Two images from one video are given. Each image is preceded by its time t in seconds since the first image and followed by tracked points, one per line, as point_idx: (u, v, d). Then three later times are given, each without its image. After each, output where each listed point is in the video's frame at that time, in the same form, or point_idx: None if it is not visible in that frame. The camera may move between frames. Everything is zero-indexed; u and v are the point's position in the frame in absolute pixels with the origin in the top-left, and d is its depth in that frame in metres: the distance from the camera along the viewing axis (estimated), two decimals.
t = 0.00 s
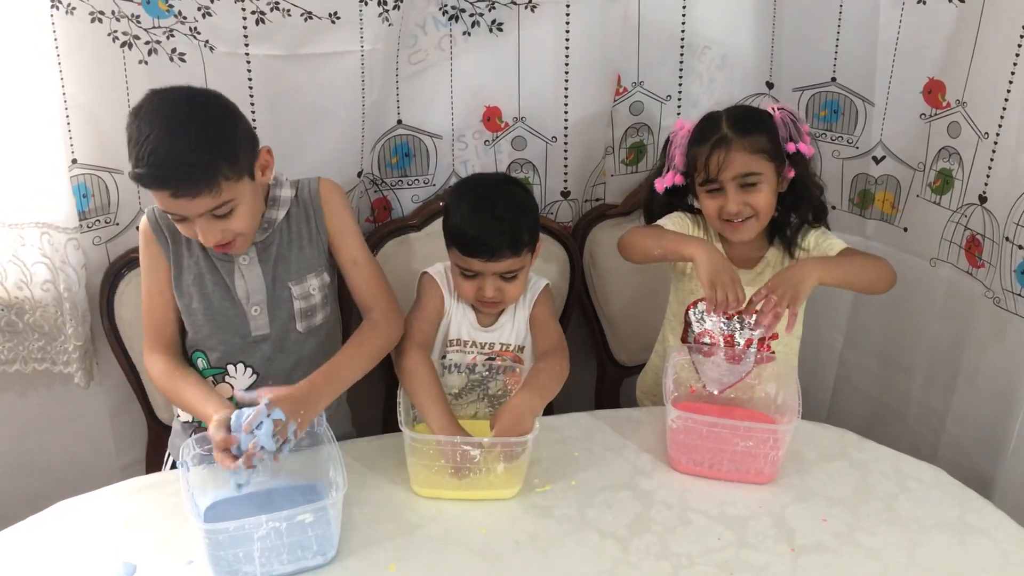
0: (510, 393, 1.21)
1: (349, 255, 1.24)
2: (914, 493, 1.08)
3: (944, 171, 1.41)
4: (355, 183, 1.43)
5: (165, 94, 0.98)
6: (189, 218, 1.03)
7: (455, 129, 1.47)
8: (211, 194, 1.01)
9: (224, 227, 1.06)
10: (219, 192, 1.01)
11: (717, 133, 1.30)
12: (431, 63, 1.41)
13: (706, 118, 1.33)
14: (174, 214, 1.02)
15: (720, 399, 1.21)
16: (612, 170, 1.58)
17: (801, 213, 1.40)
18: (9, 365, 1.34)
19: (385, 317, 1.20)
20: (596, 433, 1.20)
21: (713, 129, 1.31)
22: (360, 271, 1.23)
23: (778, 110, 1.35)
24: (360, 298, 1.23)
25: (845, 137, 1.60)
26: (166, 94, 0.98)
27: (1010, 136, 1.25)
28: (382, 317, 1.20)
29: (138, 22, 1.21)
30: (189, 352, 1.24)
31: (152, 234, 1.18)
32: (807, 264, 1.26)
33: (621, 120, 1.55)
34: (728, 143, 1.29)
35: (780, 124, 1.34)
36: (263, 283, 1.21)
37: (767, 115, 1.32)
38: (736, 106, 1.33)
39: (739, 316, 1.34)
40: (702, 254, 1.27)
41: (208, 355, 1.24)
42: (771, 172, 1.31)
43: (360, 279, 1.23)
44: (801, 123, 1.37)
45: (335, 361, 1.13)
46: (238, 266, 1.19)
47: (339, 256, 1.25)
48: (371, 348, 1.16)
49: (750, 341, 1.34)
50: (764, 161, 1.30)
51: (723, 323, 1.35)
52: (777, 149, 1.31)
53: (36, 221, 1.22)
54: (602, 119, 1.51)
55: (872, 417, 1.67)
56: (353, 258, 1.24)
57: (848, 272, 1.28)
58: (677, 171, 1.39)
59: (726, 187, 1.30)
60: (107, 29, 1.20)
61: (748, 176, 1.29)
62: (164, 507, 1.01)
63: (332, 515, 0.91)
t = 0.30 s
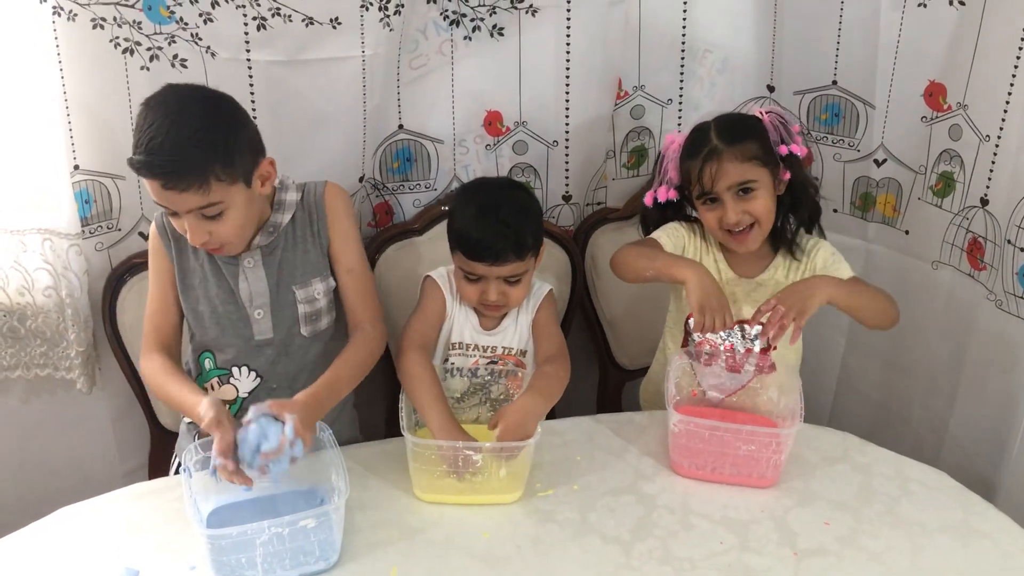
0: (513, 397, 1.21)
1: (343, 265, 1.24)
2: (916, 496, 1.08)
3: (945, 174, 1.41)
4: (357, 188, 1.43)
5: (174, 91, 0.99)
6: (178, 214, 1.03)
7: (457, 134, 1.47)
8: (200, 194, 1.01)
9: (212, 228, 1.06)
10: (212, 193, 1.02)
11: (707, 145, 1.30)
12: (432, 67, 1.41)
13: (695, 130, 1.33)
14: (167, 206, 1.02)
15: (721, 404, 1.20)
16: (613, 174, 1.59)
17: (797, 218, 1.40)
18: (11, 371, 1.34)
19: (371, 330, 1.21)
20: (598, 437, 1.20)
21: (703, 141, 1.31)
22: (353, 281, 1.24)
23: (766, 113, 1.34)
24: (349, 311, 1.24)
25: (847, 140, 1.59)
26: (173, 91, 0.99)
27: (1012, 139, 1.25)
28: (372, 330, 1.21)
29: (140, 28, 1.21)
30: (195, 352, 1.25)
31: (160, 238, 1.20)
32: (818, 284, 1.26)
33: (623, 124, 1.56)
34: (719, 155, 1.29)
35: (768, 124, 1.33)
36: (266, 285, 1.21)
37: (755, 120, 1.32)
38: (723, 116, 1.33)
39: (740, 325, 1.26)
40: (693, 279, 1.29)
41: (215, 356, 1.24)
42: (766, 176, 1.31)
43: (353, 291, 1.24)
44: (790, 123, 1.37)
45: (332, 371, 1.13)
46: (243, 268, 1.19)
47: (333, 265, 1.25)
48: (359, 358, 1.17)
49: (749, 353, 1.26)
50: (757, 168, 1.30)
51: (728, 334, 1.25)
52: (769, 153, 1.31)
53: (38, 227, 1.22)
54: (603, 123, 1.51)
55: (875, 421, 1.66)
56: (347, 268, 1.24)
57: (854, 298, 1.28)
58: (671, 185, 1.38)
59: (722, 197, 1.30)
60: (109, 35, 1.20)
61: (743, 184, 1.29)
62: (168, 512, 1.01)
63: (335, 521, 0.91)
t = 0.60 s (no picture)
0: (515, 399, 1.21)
1: (336, 272, 1.25)
2: (919, 497, 1.08)
3: (947, 175, 1.40)
4: (359, 190, 1.44)
5: (196, 97, 0.99)
6: (201, 221, 1.03)
7: (458, 136, 1.48)
8: (232, 202, 1.02)
9: (236, 234, 1.07)
10: (238, 200, 1.02)
11: (708, 152, 1.30)
12: (433, 70, 1.42)
13: (693, 138, 1.33)
14: (188, 215, 1.02)
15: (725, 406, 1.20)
16: (615, 176, 1.60)
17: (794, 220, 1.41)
18: (14, 374, 1.34)
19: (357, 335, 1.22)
20: (600, 439, 1.20)
21: (703, 149, 1.31)
22: (345, 288, 1.25)
23: (762, 115, 1.34)
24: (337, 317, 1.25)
25: (849, 141, 1.59)
26: (194, 97, 0.99)
27: (1014, 140, 1.24)
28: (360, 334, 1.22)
29: (141, 32, 1.21)
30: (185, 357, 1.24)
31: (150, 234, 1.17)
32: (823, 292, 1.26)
33: (625, 126, 1.57)
34: (720, 162, 1.29)
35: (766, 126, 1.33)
36: (263, 286, 1.21)
37: (752, 123, 1.32)
38: (719, 121, 1.32)
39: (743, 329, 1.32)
40: (688, 267, 1.31)
41: (205, 360, 1.24)
42: (768, 180, 1.31)
43: (343, 298, 1.25)
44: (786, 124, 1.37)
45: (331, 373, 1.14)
46: (239, 270, 1.19)
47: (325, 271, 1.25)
48: (348, 361, 1.17)
49: (750, 356, 1.24)
50: (760, 172, 1.30)
51: (728, 336, 1.31)
52: (770, 156, 1.31)
53: (40, 230, 1.22)
54: (605, 124, 1.51)
55: (879, 423, 1.66)
56: (340, 275, 1.25)
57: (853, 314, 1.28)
58: (671, 194, 1.38)
59: (726, 205, 1.30)
60: (110, 39, 1.20)
61: (747, 190, 1.29)
62: (168, 515, 1.01)
63: (337, 523, 0.91)
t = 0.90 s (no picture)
0: (514, 399, 1.21)
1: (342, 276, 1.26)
2: (921, 497, 1.08)
3: (949, 174, 1.40)
4: (360, 191, 1.44)
5: (217, 108, 1.00)
6: (228, 230, 1.04)
7: (458, 137, 1.48)
8: (260, 210, 1.02)
9: (260, 237, 1.07)
10: (267, 209, 1.03)
11: (715, 150, 1.30)
12: (434, 70, 1.42)
13: (699, 135, 1.32)
14: (214, 227, 1.03)
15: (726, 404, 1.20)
16: (616, 176, 1.59)
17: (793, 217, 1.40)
18: (14, 376, 1.34)
19: (360, 337, 1.23)
20: (602, 440, 1.19)
21: (710, 146, 1.30)
22: (352, 293, 1.26)
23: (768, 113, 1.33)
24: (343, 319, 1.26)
25: (850, 141, 1.59)
26: (218, 108, 0.99)
27: (1016, 139, 1.24)
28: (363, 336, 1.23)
29: (141, 33, 1.21)
30: (188, 360, 1.23)
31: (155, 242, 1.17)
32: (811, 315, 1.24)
33: (625, 126, 1.57)
34: (728, 159, 1.29)
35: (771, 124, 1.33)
36: (269, 289, 1.21)
37: (757, 120, 1.31)
38: (724, 118, 1.32)
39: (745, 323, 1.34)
40: (697, 256, 1.28)
41: (210, 364, 1.23)
42: (774, 177, 1.30)
43: (348, 301, 1.26)
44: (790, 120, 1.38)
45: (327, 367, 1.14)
46: (246, 273, 1.20)
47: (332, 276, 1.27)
48: (350, 361, 1.18)
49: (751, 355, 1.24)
50: (766, 170, 1.29)
51: (727, 327, 1.34)
52: (776, 153, 1.31)
53: (40, 233, 1.22)
54: (606, 125, 1.51)
55: (880, 423, 1.66)
56: (346, 281, 1.26)
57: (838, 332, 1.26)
58: (676, 189, 1.39)
59: (733, 203, 1.29)
60: (110, 40, 1.20)
61: (754, 187, 1.28)
62: (169, 516, 1.01)
63: (338, 526, 0.91)
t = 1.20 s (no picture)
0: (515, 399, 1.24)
1: (343, 269, 1.26)
2: (922, 498, 1.08)
3: (949, 174, 1.40)
4: (360, 192, 1.43)
5: (183, 107, 0.99)
6: (207, 228, 1.04)
7: (459, 137, 1.48)
8: (235, 206, 1.03)
9: (240, 233, 1.08)
10: (241, 204, 1.04)
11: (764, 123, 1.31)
12: (433, 71, 1.42)
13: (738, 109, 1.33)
14: (191, 225, 1.03)
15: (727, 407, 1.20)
16: (615, 176, 1.60)
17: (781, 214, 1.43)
18: (15, 377, 1.34)
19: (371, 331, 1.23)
20: (602, 441, 1.19)
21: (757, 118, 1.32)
22: (352, 285, 1.26)
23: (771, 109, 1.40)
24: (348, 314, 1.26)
25: (850, 141, 1.59)
26: (185, 110, 0.99)
27: (1016, 140, 1.24)
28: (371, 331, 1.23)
29: (141, 34, 1.21)
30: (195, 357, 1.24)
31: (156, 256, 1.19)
32: (790, 352, 1.22)
33: (625, 126, 1.58)
34: (775, 133, 1.32)
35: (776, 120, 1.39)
36: (267, 289, 1.21)
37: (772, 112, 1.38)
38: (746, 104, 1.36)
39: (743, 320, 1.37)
40: (704, 316, 1.25)
41: (215, 360, 1.23)
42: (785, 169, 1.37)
43: (354, 294, 1.26)
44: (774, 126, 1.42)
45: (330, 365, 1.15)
46: (242, 274, 1.19)
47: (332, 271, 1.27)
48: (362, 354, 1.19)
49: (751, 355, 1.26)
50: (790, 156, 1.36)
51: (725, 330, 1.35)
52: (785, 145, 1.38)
53: (40, 234, 1.22)
54: (606, 125, 1.51)
55: (880, 423, 1.65)
56: (347, 272, 1.26)
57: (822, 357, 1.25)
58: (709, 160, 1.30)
59: (771, 177, 1.31)
60: (110, 42, 1.20)
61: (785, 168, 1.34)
62: (172, 517, 1.01)
63: (338, 526, 0.91)
